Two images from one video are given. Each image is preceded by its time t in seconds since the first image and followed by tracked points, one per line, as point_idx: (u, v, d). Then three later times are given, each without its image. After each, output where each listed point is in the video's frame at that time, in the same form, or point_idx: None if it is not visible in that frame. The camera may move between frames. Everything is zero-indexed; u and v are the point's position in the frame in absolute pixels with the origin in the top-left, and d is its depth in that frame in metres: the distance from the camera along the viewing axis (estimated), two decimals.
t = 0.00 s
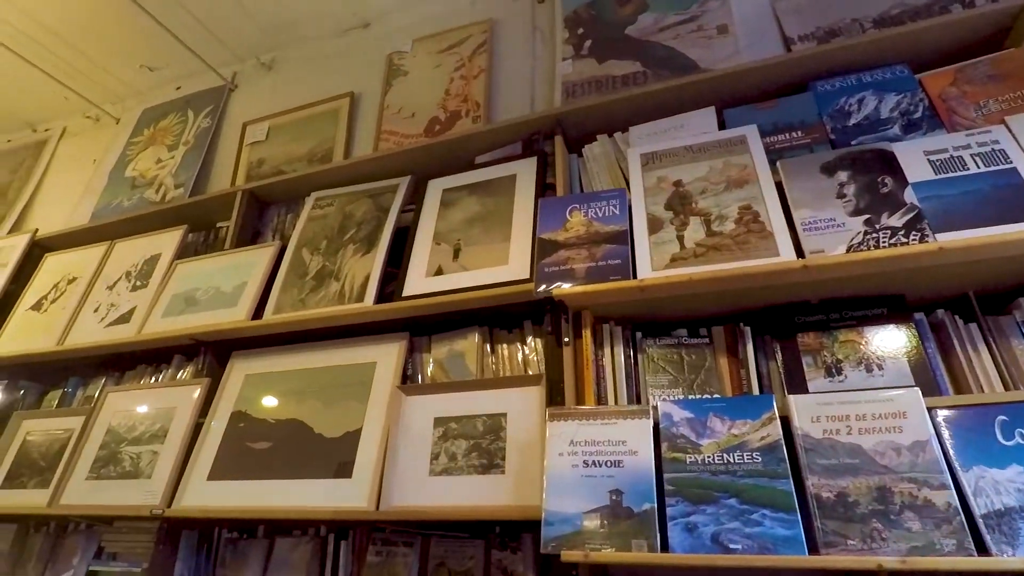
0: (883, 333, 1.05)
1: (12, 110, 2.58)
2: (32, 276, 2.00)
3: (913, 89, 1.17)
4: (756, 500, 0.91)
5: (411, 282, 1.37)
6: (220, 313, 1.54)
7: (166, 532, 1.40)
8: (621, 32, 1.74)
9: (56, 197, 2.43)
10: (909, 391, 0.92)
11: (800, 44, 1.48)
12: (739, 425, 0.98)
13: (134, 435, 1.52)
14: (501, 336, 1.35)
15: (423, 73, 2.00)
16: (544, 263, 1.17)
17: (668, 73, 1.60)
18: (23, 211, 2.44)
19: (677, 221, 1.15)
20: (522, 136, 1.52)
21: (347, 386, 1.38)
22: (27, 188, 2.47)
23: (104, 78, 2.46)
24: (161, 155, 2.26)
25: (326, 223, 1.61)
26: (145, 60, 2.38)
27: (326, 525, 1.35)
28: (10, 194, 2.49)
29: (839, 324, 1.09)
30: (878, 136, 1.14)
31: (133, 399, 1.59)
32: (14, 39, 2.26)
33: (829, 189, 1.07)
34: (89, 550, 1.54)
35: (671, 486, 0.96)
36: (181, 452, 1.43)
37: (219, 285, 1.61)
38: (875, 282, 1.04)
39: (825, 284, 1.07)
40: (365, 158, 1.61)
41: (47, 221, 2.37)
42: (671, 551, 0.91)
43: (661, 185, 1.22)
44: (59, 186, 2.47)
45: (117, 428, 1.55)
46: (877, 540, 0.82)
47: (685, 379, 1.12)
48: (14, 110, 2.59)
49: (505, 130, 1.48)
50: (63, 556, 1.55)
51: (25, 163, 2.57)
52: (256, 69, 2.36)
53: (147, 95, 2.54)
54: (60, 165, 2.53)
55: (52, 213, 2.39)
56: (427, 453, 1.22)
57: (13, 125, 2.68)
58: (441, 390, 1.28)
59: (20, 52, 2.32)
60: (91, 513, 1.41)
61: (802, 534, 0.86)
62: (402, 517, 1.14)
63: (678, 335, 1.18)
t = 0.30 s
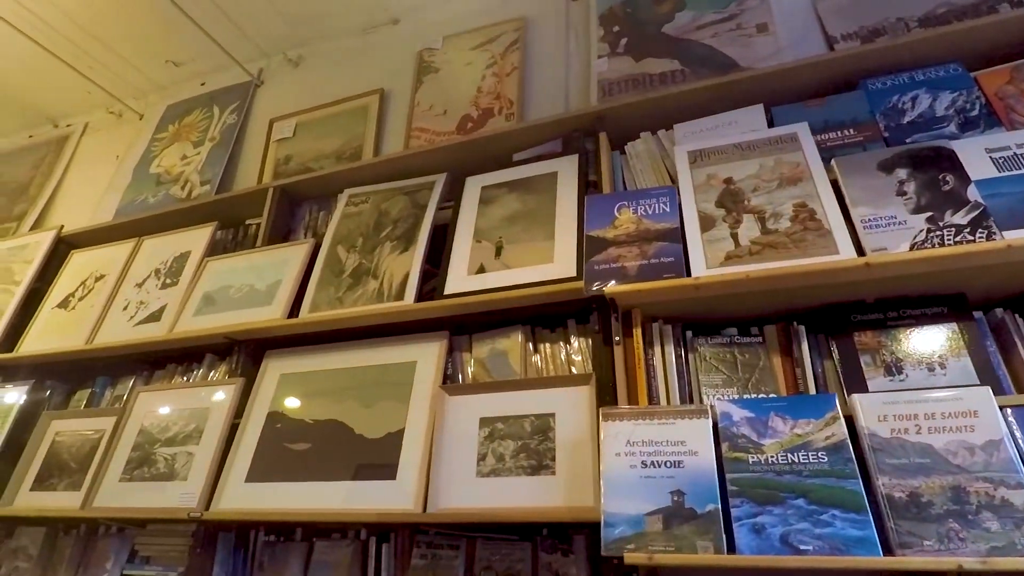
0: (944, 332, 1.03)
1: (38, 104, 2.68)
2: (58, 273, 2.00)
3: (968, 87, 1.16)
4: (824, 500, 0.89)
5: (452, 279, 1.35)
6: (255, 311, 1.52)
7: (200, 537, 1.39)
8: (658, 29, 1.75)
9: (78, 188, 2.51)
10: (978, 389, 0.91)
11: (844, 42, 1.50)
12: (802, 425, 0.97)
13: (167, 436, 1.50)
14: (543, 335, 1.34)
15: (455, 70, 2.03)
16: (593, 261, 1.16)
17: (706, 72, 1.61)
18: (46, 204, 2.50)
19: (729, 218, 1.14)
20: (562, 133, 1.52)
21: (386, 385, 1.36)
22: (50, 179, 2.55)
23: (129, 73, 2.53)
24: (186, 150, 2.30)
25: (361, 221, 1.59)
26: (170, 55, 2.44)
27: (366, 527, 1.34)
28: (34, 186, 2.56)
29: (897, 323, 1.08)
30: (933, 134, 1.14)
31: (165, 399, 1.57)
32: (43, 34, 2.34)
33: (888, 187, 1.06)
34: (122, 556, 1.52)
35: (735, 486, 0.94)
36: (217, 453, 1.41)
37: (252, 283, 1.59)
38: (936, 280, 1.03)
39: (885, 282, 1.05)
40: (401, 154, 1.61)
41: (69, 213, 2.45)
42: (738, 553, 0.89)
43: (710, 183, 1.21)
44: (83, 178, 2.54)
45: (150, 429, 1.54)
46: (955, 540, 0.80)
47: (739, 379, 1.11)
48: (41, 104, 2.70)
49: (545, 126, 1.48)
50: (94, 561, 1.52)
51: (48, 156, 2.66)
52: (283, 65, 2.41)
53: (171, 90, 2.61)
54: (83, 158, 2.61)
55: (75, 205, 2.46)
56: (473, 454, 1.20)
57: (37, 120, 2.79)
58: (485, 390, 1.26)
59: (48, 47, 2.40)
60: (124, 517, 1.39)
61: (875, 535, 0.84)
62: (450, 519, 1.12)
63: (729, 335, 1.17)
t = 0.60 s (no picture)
0: (989, 326, 1.04)
1: (42, 108, 2.68)
2: (71, 280, 1.97)
3: (1004, 83, 1.17)
4: (883, 495, 0.89)
5: (486, 280, 1.34)
6: (283, 315, 1.51)
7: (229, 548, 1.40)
8: (679, 28, 1.76)
9: (85, 193, 2.50)
10: None
11: (869, 40, 1.53)
12: (856, 420, 0.97)
13: (195, 444, 1.47)
14: (578, 335, 1.33)
15: (473, 70, 2.04)
16: (635, 259, 1.15)
17: (730, 71, 1.62)
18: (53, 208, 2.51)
19: (771, 215, 1.14)
20: (590, 132, 1.52)
21: (421, 388, 1.35)
22: (56, 184, 2.55)
23: (136, 76, 2.54)
24: (197, 153, 2.32)
25: (387, 222, 1.58)
26: (178, 58, 2.45)
27: (402, 532, 1.33)
28: (40, 191, 2.55)
29: (940, 317, 1.08)
30: (971, 130, 1.15)
31: (190, 407, 1.55)
32: (50, 38, 2.33)
33: (931, 182, 1.07)
34: (151, 566, 1.50)
35: (791, 483, 0.94)
36: (248, 461, 1.39)
37: (277, 287, 1.57)
38: (981, 274, 1.04)
39: (930, 276, 1.06)
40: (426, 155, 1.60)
41: (76, 218, 2.44)
42: (799, 550, 0.88)
43: (748, 180, 1.21)
44: (89, 183, 2.53)
45: (176, 437, 1.51)
46: (1019, 532, 0.81)
47: (784, 375, 1.11)
48: (46, 108, 2.69)
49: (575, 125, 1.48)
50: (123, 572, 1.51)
51: (53, 160, 2.65)
52: (295, 66, 2.41)
53: (178, 92, 2.62)
54: (89, 161, 2.61)
55: (83, 210, 2.45)
56: (515, 456, 1.19)
57: (40, 124, 2.78)
58: (524, 391, 1.25)
59: (55, 51, 2.39)
60: (153, 528, 1.36)
61: (938, 529, 0.84)
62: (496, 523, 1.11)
63: (771, 331, 1.17)
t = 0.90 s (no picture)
0: (1020, 320, 1.06)
1: (40, 105, 2.63)
2: (78, 281, 1.94)
3: None
4: (927, 487, 0.90)
5: (514, 278, 1.33)
6: (304, 314, 1.49)
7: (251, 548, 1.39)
8: (695, 27, 1.77)
9: (87, 193, 2.47)
10: None
11: (886, 40, 1.55)
12: (895, 414, 0.99)
13: (215, 445, 1.45)
14: (605, 332, 1.33)
15: (485, 69, 2.04)
16: (670, 255, 1.16)
17: (748, 70, 1.63)
18: (53, 207, 2.46)
19: (803, 212, 1.15)
20: (613, 130, 1.52)
21: (448, 386, 1.34)
22: (56, 183, 2.51)
23: (139, 74, 2.50)
24: (203, 152, 2.29)
25: (408, 220, 1.57)
26: (182, 56, 2.42)
27: (429, 531, 1.32)
28: (39, 191, 2.51)
29: (972, 312, 1.10)
30: (997, 129, 1.18)
31: (209, 408, 1.52)
32: (51, 33, 2.29)
33: (963, 180, 1.09)
34: (170, 567, 1.48)
35: (833, 476, 0.95)
36: (272, 462, 1.37)
37: (297, 286, 1.55)
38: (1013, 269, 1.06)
39: (963, 272, 1.07)
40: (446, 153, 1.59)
41: (77, 218, 2.39)
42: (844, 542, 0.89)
43: (778, 177, 1.22)
44: (91, 182, 2.50)
45: (195, 438, 1.49)
46: None
47: (818, 370, 1.12)
48: (43, 106, 2.65)
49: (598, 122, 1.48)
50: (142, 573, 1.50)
51: (52, 160, 2.60)
52: (302, 63, 2.39)
53: (180, 90, 2.59)
54: (90, 161, 2.57)
55: (86, 209, 2.41)
56: (548, 454, 1.18)
57: (37, 122, 2.73)
58: (555, 388, 1.25)
59: (55, 47, 2.35)
60: (175, 531, 1.34)
61: (983, 520, 0.85)
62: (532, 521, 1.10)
63: (802, 327, 1.18)
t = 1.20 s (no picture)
0: None
1: (43, 105, 2.60)
2: (88, 280, 1.92)
3: None
4: (972, 476, 0.89)
5: (538, 270, 1.32)
6: (322, 309, 1.47)
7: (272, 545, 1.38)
8: (709, 18, 1.75)
9: (93, 194, 2.44)
10: None
11: (905, 27, 1.54)
12: (935, 402, 0.97)
13: (235, 442, 1.44)
14: (630, 324, 1.32)
15: (495, 62, 2.01)
16: (700, 245, 1.14)
17: (765, 59, 1.62)
18: (59, 208, 2.43)
19: (834, 200, 1.14)
20: (632, 120, 1.50)
21: (472, 381, 1.32)
22: (62, 184, 2.47)
23: (144, 73, 2.47)
24: (211, 150, 2.25)
25: (426, 214, 1.55)
26: (187, 53, 2.38)
27: (453, 526, 1.30)
28: (43, 192, 2.46)
29: (1007, 299, 1.09)
30: None
31: (227, 405, 1.51)
32: (54, 31, 2.26)
33: (997, 166, 1.07)
34: (190, 565, 1.47)
35: (875, 466, 0.94)
36: (294, 458, 1.36)
37: (315, 281, 1.53)
38: None
39: (998, 259, 1.06)
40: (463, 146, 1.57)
41: (84, 218, 2.37)
42: (888, 532, 0.87)
43: (806, 166, 1.21)
44: (96, 181, 2.47)
45: (213, 435, 1.48)
46: None
47: (851, 359, 1.10)
48: (46, 106, 2.61)
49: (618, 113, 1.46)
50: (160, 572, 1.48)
51: (55, 162, 2.56)
52: (308, 59, 2.36)
53: (185, 89, 2.55)
54: (96, 161, 2.53)
55: (93, 209, 2.38)
56: (577, 448, 1.17)
57: (39, 123, 2.70)
58: (581, 381, 1.23)
59: (59, 45, 2.32)
60: (196, 527, 1.33)
61: None
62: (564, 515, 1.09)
63: (833, 317, 1.16)
